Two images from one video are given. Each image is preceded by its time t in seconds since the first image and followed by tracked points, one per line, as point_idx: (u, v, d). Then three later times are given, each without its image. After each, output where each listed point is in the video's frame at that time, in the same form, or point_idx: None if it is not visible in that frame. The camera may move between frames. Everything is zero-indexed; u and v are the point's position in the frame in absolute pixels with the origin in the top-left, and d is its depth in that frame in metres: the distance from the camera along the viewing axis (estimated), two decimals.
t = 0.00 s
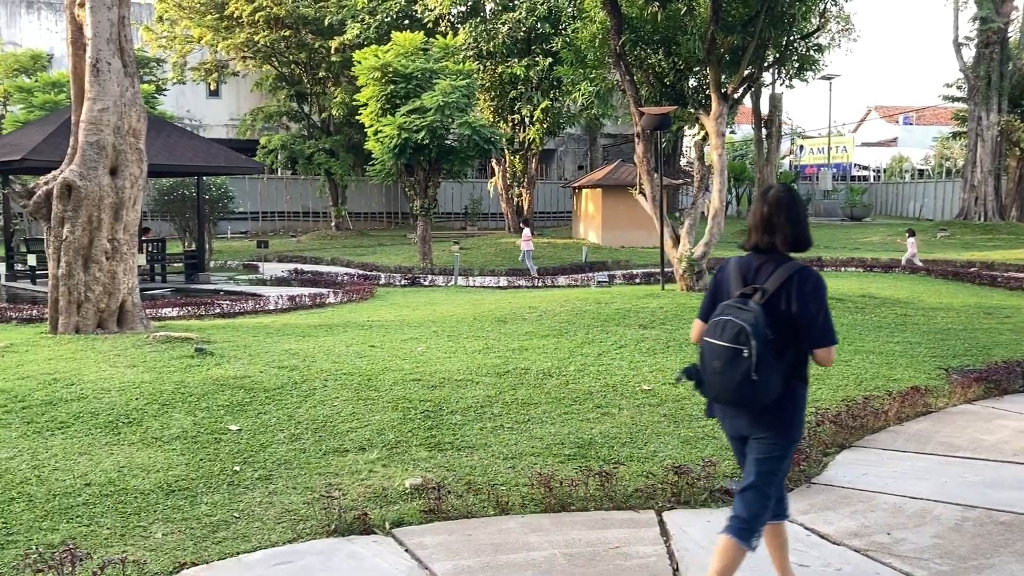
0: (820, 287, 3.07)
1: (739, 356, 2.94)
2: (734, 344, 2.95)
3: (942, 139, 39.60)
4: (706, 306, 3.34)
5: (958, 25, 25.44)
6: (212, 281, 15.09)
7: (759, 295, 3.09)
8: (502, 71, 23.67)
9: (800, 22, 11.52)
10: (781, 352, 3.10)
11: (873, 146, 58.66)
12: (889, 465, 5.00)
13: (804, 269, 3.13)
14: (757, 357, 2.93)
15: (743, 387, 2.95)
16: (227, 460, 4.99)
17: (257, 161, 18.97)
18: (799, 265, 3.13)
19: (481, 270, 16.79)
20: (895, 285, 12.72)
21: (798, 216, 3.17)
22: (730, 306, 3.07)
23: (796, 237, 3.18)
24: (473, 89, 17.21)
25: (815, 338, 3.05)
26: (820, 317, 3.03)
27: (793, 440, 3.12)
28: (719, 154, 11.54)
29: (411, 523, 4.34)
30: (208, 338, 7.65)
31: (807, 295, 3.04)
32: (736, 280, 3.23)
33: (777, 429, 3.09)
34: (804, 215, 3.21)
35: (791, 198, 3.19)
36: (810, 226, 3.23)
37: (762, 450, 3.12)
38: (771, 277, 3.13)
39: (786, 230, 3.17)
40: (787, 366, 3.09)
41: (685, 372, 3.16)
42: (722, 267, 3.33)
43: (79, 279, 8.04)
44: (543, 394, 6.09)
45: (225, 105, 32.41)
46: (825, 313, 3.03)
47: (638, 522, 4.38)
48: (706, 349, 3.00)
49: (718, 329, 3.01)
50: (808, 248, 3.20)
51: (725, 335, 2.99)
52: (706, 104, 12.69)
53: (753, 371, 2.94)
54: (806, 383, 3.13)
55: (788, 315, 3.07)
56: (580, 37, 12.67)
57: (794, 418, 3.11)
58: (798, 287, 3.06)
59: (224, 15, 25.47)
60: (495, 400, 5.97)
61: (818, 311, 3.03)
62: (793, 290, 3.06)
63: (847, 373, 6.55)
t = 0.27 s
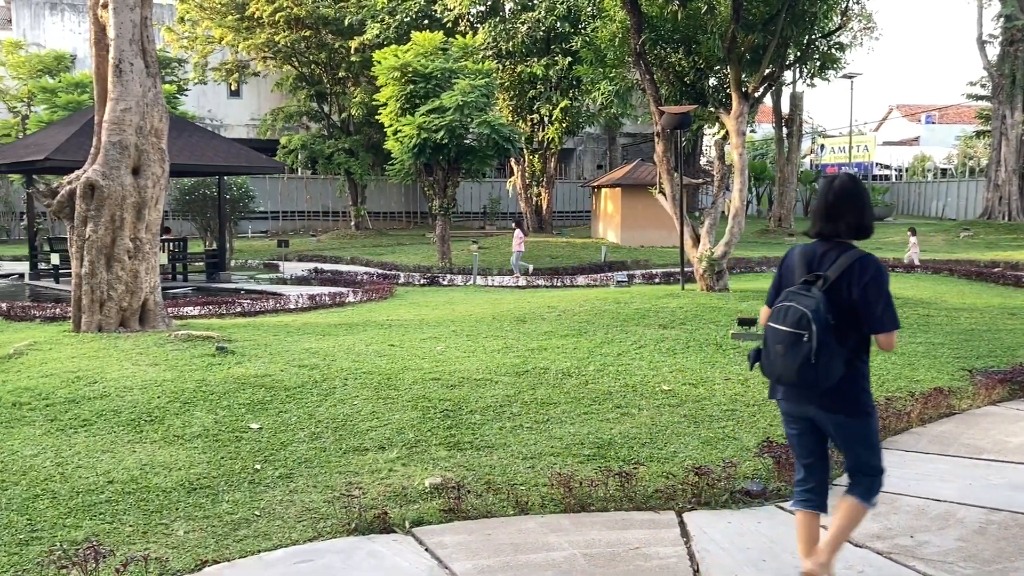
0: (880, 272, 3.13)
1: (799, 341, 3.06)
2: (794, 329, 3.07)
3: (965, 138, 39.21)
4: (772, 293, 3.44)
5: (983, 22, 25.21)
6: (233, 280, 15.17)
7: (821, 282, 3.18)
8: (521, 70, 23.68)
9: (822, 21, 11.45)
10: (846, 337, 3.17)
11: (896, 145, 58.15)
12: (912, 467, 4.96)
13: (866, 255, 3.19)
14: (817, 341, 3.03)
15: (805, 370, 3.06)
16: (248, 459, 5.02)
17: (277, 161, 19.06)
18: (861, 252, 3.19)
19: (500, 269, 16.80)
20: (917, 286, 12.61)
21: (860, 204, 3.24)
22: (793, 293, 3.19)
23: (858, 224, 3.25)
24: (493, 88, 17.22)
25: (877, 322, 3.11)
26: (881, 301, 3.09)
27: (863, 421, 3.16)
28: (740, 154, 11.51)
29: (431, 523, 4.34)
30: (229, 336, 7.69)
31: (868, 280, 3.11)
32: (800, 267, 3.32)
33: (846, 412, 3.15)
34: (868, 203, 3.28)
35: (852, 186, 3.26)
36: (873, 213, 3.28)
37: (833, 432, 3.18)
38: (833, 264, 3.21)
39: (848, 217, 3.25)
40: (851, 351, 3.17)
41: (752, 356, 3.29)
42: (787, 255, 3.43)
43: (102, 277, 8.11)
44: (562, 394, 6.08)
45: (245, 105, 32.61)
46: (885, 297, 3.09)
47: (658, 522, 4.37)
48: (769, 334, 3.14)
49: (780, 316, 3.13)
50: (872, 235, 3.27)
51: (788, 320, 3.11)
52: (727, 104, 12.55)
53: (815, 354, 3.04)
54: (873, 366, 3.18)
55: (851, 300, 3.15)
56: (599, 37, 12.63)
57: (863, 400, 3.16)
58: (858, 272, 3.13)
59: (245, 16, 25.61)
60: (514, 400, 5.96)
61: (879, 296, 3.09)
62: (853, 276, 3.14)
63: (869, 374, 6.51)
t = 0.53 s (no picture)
0: (950, 278, 3.12)
1: (871, 342, 3.03)
2: (866, 330, 3.05)
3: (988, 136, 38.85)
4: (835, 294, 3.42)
5: (1005, 20, 24.99)
6: (252, 279, 15.25)
7: (890, 284, 3.16)
8: (539, 70, 23.69)
9: (842, 20, 11.38)
10: (911, 339, 3.16)
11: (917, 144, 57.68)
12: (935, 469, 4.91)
13: (934, 260, 3.18)
14: (889, 342, 3.01)
15: (874, 371, 3.04)
16: (268, 457, 5.04)
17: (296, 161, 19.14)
18: (930, 257, 3.18)
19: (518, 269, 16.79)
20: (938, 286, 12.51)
21: (930, 210, 3.22)
22: (861, 295, 3.16)
23: (926, 230, 3.23)
24: (510, 88, 17.22)
25: (943, 325, 3.11)
26: (949, 306, 3.09)
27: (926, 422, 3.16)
28: (758, 153, 11.47)
29: (450, 522, 4.34)
30: (248, 335, 7.73)
31: (938, 284, 3.10)
32: (866, 270, 3.29)
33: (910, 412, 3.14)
34: (936, 208, 3.27)
35: (922, 192, 3.25)
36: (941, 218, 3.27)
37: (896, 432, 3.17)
38: (902, 266, 3.19)
39: (917, 223, 3.23)
40: (918, 353, 3.16)
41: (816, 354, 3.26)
42: (852, 257, 3.41)
43: (123, 276, 8.16)
44: (580, 394, 6.07)
45: (265, 105, 32.77)
46: (955, 301, 3.08)
47: (677, 523, 4.35)
48: (838, 333, 3.10)
49: (849, 316, 3.10)
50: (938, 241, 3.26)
51: (859, 321, 3.08)
52: (747, 103, 12.52)
53: (885, 356, 3.02)
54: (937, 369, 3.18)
55: (917, 303, 3.14)
56: (619, 35, 12.62)
57: (927, 401, 3.16)
58: (928, 276, 3.12)
59: (264, 15, 25.68)
60: (532, 400, 5.96)
61: (947, 301, 3.08)
62: (922, 280, 3.13)
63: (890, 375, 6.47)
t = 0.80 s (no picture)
0: None
1: (952, 338, 3.11)
2: (946, 325, 3.12)
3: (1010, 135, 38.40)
4: (907, 290, 3.49)
5: None
6: (271, 278, 15.32)
7: (966, 280, 3.23)
8: (557, 69, 23.69)
9: (863, 18, 11.35)
10: (988, 332, 3.23)
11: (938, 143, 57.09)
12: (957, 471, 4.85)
13: (1007, 256, 3.26)
14: (969, 337, 3.09)
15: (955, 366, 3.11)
16: (287, 455, 5.06)
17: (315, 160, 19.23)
18: (1004, 253, 3.25)
19: (535, 269, 16.80)
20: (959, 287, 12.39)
21: (1001, 207, 3.30)
22: (937, 291, 3.24)
23: (999, 227, 3.31)
24: (528, 87, 17.23)
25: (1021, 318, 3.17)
26: None
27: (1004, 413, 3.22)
28: (778, 153, 11.43)
29: (467, 521, 4.34)
30: (268, 334, 7.77)
31: (1014, 278, 3.17)
32: (940, 267, 3.37)
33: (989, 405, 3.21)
34: (1008, 204, 3.34)
35: (993, 190, 3.32)
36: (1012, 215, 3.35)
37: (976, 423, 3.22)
38: (977, 263, 3.27)
39: (989, 220, 3.31)
40: (995, 346, 3.23)
41: (895, 351, 3.35)
42: (922, 253, 3.48)
43: (143, 275, 8.20)
44: (598, 394, 6.06)
45: (283, 105, 32.91)
46: None
47: (696, 523, 4.33)
48: (918, 330, 3.18)
49: (928, 313, 3.18)
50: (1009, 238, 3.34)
51: (937, 317, 3.16)
52: (766, 102, 12.49)
53: (965, 350, 3.10)
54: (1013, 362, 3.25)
55: (994, 297, 3.21)
56: (637, 34, 12.55)
57: (1004, 393, 3.22)
58: (1004, 272, 3.19)
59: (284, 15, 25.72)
60: (550, 399, 5.95)
61: None
62: (998, 274, 3.20)
63: (910, 375, 6.42)
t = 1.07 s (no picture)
0: None
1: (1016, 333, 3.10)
2: (1010, 321, 3.11)
3: None
4: (968, 290, 3.49)
5: None
6: (289, 277, 15.38)
7: None
8: (575, 68, 23.67)
9: (884, 15, 11.20)
10: None
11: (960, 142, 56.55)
12: (979, 474, 4.80)
13: None
14: None
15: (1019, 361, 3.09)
16: (306, 453, 5.08)
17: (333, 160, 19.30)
18: None
19: (552, 268, 16.79)
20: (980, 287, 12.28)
21: None
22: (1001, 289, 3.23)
23: None
24: (546, 87, 17.23)
25: None
26: None
27: None
28: (797, 151, 11.34)
29: (486, 521, 4.34)
30: (286, 332, 7.80)
31: None
32: (1003, 266, 3.36)
33: None
34: None
35: None
36: None
37: None
38: None
39: None
40: None
41: (956, 346, 3.34)
42: (985, 253, 3.48)
43: (163, 274, 8.25)
44: (616, 394, 6.05)
45: (302, 105, 33.06)
46: None
47: (715, 524, 4.31)
48: (980, 325, 3.18)
49: (992, 308, 3.17)
50: None
51: (1001, 313, 3.14)
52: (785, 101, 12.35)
53: None
54: None
55: None
56: (655, 33, 12.56)
57: None
58: None
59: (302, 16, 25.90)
60: (568, 399, 5.94)
61: None
62: None
63: (932, 377, 6.37)
